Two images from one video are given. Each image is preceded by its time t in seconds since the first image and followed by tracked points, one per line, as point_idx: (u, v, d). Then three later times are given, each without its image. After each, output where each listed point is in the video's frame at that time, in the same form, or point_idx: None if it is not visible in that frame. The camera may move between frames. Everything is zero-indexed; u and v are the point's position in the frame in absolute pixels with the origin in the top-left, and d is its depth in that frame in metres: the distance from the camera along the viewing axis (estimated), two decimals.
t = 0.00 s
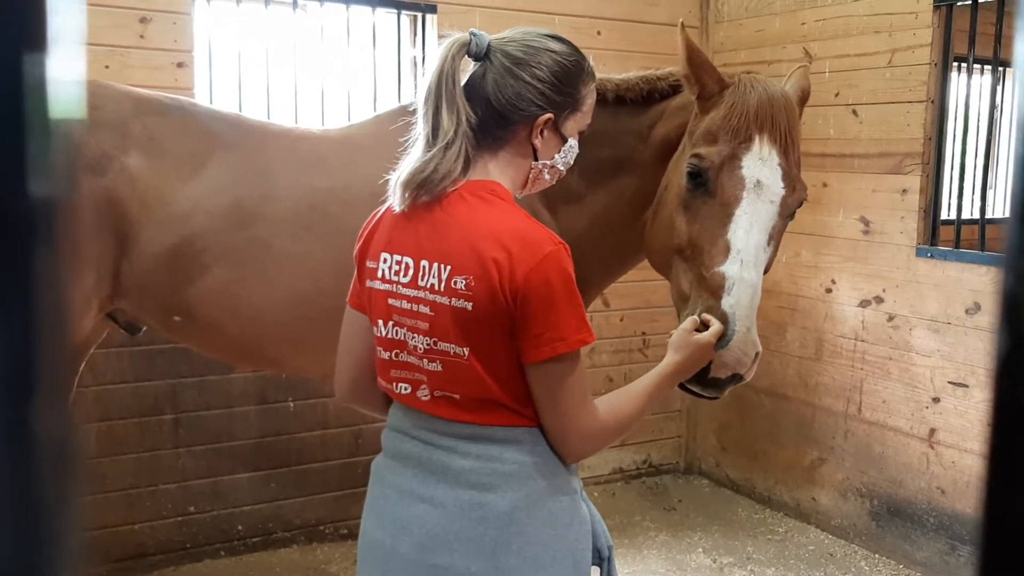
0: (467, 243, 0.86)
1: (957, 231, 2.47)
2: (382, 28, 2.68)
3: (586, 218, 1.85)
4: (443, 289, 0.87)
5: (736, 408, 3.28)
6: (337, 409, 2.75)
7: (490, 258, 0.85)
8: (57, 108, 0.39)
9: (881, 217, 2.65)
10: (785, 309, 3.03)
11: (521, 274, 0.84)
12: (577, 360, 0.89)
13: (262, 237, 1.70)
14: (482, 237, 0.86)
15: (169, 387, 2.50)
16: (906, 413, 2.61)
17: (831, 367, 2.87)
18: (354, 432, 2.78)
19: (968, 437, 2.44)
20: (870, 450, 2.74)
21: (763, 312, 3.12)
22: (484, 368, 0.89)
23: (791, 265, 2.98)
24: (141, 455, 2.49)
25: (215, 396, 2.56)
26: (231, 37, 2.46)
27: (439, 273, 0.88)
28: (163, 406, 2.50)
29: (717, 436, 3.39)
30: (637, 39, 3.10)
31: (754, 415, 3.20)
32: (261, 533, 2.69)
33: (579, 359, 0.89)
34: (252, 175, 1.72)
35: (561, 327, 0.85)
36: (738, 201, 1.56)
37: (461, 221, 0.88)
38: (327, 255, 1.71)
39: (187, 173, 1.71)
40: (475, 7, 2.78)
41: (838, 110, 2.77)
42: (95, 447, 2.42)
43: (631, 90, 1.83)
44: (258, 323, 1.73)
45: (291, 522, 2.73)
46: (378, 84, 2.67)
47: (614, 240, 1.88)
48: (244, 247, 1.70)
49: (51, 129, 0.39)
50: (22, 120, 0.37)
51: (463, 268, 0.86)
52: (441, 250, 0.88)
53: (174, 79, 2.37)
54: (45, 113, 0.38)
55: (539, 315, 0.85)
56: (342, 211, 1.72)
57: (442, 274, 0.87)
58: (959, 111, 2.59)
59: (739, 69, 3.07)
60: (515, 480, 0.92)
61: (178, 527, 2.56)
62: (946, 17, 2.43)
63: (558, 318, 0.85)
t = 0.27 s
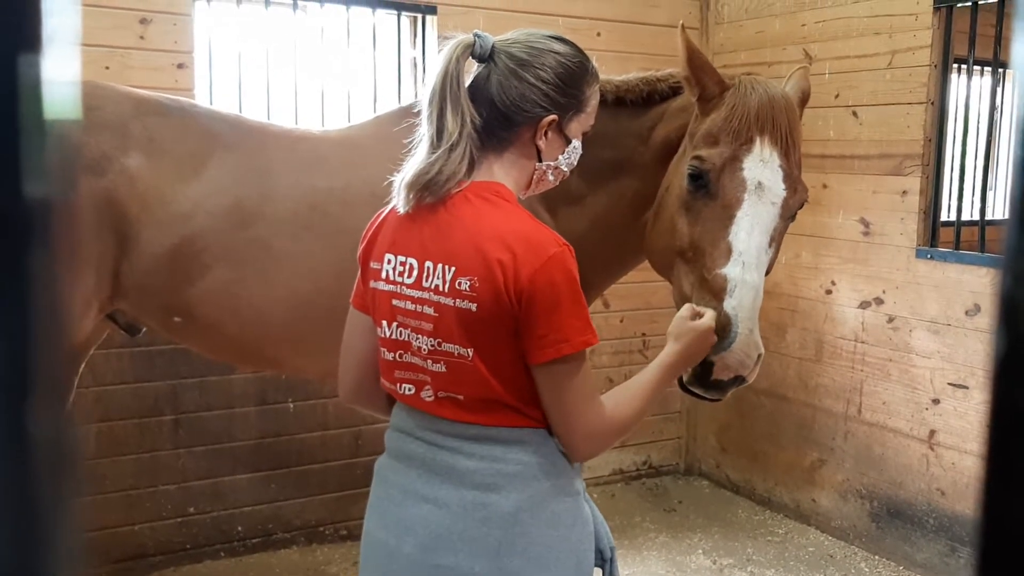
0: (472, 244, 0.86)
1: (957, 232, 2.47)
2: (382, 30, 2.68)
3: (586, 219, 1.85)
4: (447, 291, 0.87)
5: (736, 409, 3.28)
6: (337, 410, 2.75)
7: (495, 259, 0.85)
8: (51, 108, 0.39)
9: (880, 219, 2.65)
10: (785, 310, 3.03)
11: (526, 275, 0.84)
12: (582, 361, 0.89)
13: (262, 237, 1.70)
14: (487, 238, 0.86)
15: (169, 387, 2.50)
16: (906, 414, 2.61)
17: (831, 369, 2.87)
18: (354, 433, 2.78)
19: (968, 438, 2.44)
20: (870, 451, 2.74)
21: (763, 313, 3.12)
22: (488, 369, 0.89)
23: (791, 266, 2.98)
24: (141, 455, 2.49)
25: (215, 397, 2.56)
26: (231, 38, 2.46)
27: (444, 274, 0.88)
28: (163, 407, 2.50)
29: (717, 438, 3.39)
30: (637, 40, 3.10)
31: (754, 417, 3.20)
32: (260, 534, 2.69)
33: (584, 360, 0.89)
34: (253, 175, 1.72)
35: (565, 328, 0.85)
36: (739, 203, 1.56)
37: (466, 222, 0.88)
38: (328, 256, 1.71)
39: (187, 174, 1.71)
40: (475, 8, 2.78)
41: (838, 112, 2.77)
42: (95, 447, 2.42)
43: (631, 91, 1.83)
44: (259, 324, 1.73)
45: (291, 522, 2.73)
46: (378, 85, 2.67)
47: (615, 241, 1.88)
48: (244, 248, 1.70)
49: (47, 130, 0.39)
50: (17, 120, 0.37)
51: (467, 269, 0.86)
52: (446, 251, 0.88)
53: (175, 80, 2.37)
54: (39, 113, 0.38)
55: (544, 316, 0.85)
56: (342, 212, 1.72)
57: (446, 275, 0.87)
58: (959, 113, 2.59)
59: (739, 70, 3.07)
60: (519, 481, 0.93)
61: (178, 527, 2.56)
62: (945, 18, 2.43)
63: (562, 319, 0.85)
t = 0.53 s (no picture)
0: (477, 244, 0.86)
1: (957, 233, 2.47)
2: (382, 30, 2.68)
3: (587, 220, 1.85)
4: (453, 291, 0.87)
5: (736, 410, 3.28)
6: (337, 411, 2.74)
7: (501, 259, 0.85)
8: (59, 109, 0.39)
9: (880, 220, 2.65)
10: (785, 311, 3.02)
11: (532, 275, 0.84)
12: (587, 361, 0.89)
13: (262, 238, 1.70)
14: (492, 238, 0.86)
15: (169, 388, 2.50)
16: (906, 415, 2.61)
17: (831, 370, 2.87)
18: (354, 433, 2.78)
19: (968, 439, 2.44)
20: (870, 452, 2.74)
21: (763, 314, 3.12)
22: (494, 369, 0.89)
23: (792, 267, 2.98)
24: (141, 456, 2.49)
25: (215, 398, 2.56)
26: (231, 38, 2.46)
27: (449, 275, 0.88)
28: (163, 407, 2.50)
29: (717, 439, 3.39)
30: (637, 41, 3.10)
31: (754, 417, 3.20)
32: (260, 535, 2.68)
33: (589, 361, 0.89)
34: (254, 175, 1.72)
35: (571, 329, 0.85)
36: (741, 204, 1.56)
37: (471, 222, 0.88)
38: (328, 256, 1.71)
39: (188, 174, 1.71)
40: (475, 9, 2.78)
41: (838, 113, 2.77)
42: (94, 448, 2.42)
43: (633, 92, 1.83)
44: (259, 325, 1.73)
45: (291, 523, 2.73)
46: (378, 86, 2.67)
47: (616, 242, 1.88)
48: (245, 248, 1.70)
49: (55, 131, 0.39)
50: (24, 120, 0.37)
51: (473, 269, 0.86)
52: (451, 251, 0.88)
53: (175, 81, 2.37)
54: (47, 113, 0.38)
55: (550, 317, 0.85)
56: (343, 212, 1.72)
57: (452, 276, 0.87)
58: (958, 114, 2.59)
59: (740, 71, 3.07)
60: (524, 481, 0.93)
61: (178, 528, 2.56)
62: (946, 19, 2.44)
63: (568, 320, 0.85)
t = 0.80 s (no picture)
0: (481, 245, 0.86)
1: (957, 234, 2.47)
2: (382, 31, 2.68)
3: (587, 221, 1.85)
4: (456, 292, 0.87)
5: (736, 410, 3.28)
6: (337, 411, 2.74)
7: (504, 260, 0.85)
8: (59, 110, 0.39)
9: (880, 221, 2.65)
10: (785, 312, 3.02)
11: (535, 276, 0.84)
12: (590, 362, 0.89)
13: (262, 238, 1.70)
14: (496, 239, 0.86)
15: (169, 389, 2.50)
16: (906, 416, 2.61)
17: (831, 371, 2.87)
18: (354, 434, 2.78)
19: (968, 440, 2.44)
20: (870, 453, 2.73)
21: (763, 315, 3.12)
22: (497, 370, 0.89)
23: (792, 268, 2.98)
24: (141, 457, 2.49)
25: (215, 399, 2.56)
26: (231, 38, 2.46)
27: (452, 276, 0.88)
28: (163, 408, 2.50)
29: (717, 439, 3.39)
30: (637, 42, 3.10)
31: (754, 418, 3.20)
32: (260, 535, 2.68)
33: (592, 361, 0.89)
34: (254, 176, 1.72)
35: (574, 330, 0.85)
36: (744, 206, 1.56)
37: (474, 223, 0.88)
38: (329, 257, 1.71)
39: (188, 175, 1.71)
40: (475, 9, 2.78)
41: (838, 114, 2.77)
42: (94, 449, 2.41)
43: (633, 93, 1.83)
44: (259, 325, 1.73)
45: (291, 523, 2.72)
46: (378, 86, 2.67)
47: (616, 243, 1.88)
48: (244, 248, 1.70)
49: (55, 132, 0.40)
50: (24, 121, 0.37)
51: (476, 270, 0.86)
52: (454, 252, 0.88)
53: (175, 81, 2.37)
54: (47, 114, 0.39)
55: (553, 318, 0.85)
56: (343, 213, 1.72)
57: (455, 277, 0.87)
58: (958, 115, 2.60)
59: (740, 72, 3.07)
60: (527, 482, 0.93)
61: (178, 528, 2.56)
62: (946, 20, 2.44)
63: (571, 321, 0.85)
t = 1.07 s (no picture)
0: (483, 246, 0.86)
1: (956, 235, 2.47)
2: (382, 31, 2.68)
3: (587, 222, 1.85)
4: (458, 293, 0.87)
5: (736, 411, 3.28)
6: (337, 412, 2.74)
7: (507, 261, 0.85)
8: (52, 110, 0.40)
9: (880, 221, 2.65)
10: (785, 313, 3.02)
11: (538, 278, 0.84)
12: (593, 363, 0.89)
13: (262, 239, 1.70)
14: (498, 241, 0.86)
15: (168, 389, 2.50)
16: (905, 416, 2.61)
17: (830, 371, 2.87)
18: (353, 435, 2.78)
19: (967, 441, 2.44)
20: (870, 454, 2.73)
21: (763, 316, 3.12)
22: (499, 372, 0.89)
23: (791, 269, 2.98)
24: (140, 457, 2.49)
25: (214, 400, 2.56)
26: (231, 39, 2.46)
27: (454, 277, 0.88)
28: (162, 409, 2.50)
29: (716, 440, 3.39)
30: (637, 43, 3.11)
31: (753, 419, 3.19)
32: (259, 536, 2.68)
33: (596, 363, 0.89)
34: (254, 177, 1.72)
35: (576, 331, 0.85)
36: (746, 207, 1.56)
37: (476, 224, 0.88)
38: (328, 258, 1.71)
39: (187, 175, 1.71)
40: (475, 10, 2.77)
41: (838, 115, 2.77)
42: (93, 450, 2.41)
43: (633, 94, 1.83)
44: (259, 326, 1.73)
45: (290, 524, 2.72)
46: (377, 87, 2.67)
47: (616, 244, 1.88)
48: (244, 249, 1.70)
49: (49, 132, 0.40)
50: (17, 122, 0.37)
51: (478, 272, 0.86)
52: (456, 254, 0.88)
53: (175, 82, 2.37)
54: (40, 115, 0.39)
55: (555, 319, 0.85)
56: (343, 214, 1.72)
57: (457, 279, 0.87)
58: (957, 116, 2.59)
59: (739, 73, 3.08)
60: (529, 483, 0.93)
61: (177, 529, 2.56)
62: (945, 21, 2.44)
63: (575, 321, 0.85)
